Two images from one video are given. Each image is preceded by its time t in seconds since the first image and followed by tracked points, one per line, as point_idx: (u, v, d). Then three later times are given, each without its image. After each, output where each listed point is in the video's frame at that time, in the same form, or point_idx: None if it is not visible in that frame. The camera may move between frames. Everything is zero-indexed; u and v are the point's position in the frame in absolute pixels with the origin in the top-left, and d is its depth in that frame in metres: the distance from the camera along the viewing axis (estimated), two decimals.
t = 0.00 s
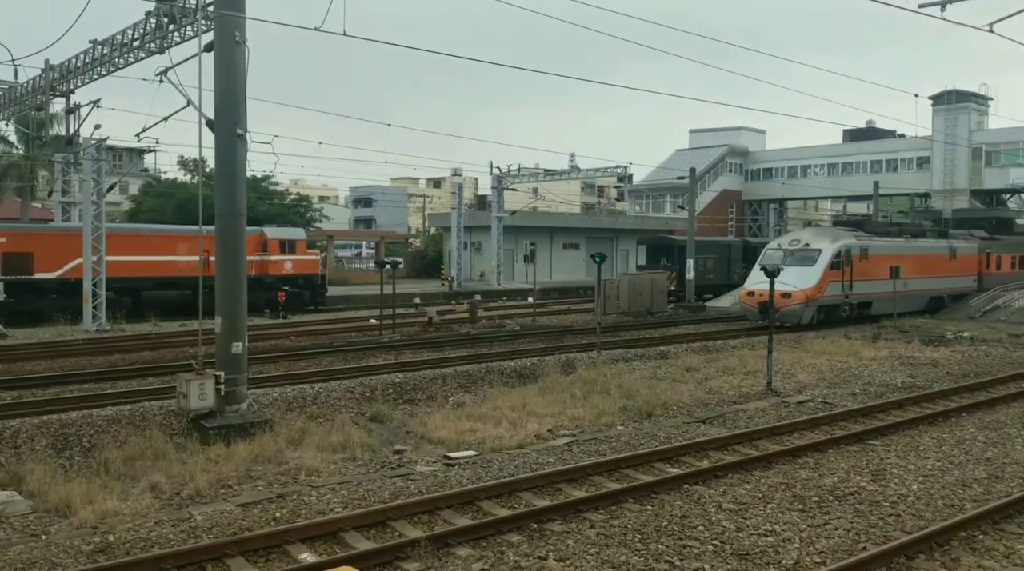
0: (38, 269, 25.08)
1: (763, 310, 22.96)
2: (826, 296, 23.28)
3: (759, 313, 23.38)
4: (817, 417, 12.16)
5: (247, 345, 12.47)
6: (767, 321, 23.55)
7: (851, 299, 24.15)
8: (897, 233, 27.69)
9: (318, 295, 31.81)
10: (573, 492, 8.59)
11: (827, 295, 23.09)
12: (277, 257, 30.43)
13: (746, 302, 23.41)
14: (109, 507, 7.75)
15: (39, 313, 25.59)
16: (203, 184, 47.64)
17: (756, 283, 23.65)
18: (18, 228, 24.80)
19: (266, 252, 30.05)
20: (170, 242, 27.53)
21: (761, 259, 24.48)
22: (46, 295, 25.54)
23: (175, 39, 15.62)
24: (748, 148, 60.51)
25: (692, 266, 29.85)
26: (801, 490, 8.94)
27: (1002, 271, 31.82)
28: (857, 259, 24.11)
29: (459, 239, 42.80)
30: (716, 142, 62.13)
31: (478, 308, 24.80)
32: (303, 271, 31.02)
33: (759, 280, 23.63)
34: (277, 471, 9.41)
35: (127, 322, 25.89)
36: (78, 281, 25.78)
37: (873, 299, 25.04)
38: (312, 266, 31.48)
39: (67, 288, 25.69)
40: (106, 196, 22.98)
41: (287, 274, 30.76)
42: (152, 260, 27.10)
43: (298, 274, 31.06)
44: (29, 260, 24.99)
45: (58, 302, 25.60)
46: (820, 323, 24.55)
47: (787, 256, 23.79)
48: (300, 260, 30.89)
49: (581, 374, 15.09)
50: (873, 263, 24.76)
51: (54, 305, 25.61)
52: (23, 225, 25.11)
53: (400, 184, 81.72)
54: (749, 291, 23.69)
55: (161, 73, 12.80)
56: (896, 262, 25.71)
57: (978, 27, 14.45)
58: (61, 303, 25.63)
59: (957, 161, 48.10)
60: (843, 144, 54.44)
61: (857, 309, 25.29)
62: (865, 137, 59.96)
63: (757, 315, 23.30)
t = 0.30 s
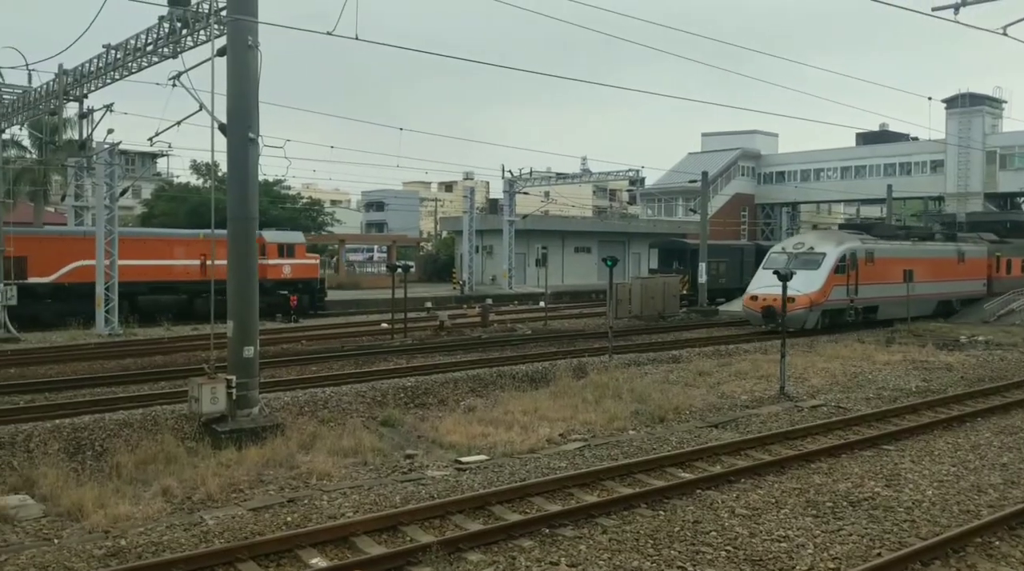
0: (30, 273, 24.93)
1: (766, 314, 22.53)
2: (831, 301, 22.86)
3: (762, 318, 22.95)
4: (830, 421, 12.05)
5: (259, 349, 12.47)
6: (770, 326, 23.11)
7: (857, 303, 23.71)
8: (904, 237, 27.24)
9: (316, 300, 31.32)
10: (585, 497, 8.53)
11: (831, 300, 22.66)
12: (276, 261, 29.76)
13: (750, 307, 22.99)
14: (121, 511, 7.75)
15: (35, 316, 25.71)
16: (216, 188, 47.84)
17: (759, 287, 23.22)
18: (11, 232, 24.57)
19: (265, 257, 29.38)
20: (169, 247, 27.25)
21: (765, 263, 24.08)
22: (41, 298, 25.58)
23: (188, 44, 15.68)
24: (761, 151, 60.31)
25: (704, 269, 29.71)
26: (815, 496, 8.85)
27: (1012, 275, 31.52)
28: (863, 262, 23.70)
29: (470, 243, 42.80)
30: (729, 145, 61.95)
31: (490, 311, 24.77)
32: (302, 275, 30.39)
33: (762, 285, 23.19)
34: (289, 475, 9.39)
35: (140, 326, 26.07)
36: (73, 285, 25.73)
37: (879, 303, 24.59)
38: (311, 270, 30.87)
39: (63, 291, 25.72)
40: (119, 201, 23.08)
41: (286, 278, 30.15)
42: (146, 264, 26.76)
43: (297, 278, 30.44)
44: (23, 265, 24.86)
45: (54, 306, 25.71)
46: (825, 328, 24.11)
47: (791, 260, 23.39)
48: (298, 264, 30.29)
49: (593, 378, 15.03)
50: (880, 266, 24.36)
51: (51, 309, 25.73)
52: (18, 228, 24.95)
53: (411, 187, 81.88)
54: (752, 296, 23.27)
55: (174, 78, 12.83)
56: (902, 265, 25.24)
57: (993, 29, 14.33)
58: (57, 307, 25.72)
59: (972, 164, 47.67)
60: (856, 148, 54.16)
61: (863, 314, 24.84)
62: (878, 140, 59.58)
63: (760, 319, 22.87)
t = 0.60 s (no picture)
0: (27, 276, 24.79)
1: (772, 317, 22.10)
2: (839, 303, 22.45)
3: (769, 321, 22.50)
4: (847, 424, 11.93)
5: (273, 351, 12.50)
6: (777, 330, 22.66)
7: (865, 306, 23.29)
8: (914, 236, 26.60)
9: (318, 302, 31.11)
10: (599, 500, 8.49)
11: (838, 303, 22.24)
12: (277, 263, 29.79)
13: (755, 309, 22.56)
14: (136, 513, 7.77)
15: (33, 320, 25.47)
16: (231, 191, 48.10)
17: (765, 290, 22.77)
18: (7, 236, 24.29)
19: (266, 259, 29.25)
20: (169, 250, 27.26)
21: (771, 265, 23.62)
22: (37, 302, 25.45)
23: (202, 47, 15.77)
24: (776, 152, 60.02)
25: (719, 272, 29.54)
26: (831, 499, 8.75)
27: None
28: (871, 264, 23.29)
29: (484, 244, 42.79)
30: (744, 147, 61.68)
31: (504, 314, 24.74)
32: (303, 277, 30.25)
33: (768, 287, 22.73)
34: (303, 477, 9.40)
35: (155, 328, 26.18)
36: (71, 288, 25.59)
37: (888, 306, 24.16)
38: (313, 272, 30.71)
39: (61, 294, 25.63)
40: (134, 204, 23.20)
41: (287, 280, 30.11)
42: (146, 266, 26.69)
43: (298, 281, 30.29)
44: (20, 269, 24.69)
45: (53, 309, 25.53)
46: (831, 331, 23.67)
47: (798, 262, 22.95)
48: (300, 266, 30.13)
49: (607, 380, 14.96)
50: (888, 268, 23.96)
51: (49, 312, 25.51)
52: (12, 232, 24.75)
53: (425, 190, 82.02)
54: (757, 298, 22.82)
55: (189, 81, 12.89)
56: (912, 267, 24.82)
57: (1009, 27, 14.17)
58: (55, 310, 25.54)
59: (989, 164, 47.27)
60: (872, 149, 53.80)
61: (872, 317, 24.42)
62: (895, 140, 59.15)
63: (767, 322, 22.42)
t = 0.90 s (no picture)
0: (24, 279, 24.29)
1: (778, 319, 21.53)
2: (846, 305, 21.86)
3: (775, 323, 21.92)
4: (865, 426, 11.80)
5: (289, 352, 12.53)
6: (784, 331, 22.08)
7: (874, 307, 22.67)
8: (924, 237, 25.96)
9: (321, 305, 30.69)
10: (615, 501, 8.43)
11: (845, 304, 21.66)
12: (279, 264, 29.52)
13: (761, 311, 22.01)
14: (153, 513, 7.81)
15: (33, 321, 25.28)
16: (247, 192, 48.33)
17: (771, 291, 22.22)
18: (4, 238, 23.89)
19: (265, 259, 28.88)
20: (170, 249, 27.03)
21: (777, 266, 23.06)
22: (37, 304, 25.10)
23: (218, 48, 15.84)
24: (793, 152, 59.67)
25: (736, 273, 29.36)
26: (849, 501, 8.66)
27: None
28: (880, 265, 22.66)
29: (499, 246, 42.77)
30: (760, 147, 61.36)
31: (519, 315, 24.71)
32: (305, 278, 29.86)
33: (774, 288, 22.18)
34: (319, 478, 9.41)
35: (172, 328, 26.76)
36: (69, 289, 25.43)
37: (899, 307, 23.58)
38: (315, 274, 30.26)
39: (58, 295, 25.40)
40: (151, 205, 23.35)
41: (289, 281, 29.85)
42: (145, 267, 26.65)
43: (301, 282, 29.91)
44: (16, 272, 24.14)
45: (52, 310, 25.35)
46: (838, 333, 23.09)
47: (804, 262, 22.38)
48: (301, 268, 29.72)
49: (623, 382, 14.89)
50: (898, 269, 23.35)
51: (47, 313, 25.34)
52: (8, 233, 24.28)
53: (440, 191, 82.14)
54: (763, 300, 22.29)
55: (206, 83, 12.94)
56: (923, 267, 24.22)
57: None
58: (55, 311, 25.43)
59: (1009, 163, 46.80)
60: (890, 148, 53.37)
61: (882, 318, 23.84)
62: (913, 140, 58.67)
63: (773, 324, 21.85)
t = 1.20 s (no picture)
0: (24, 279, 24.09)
1: (784, 321, 20.98)
2: (853, 307, 21.27)
3: (781, 325, 21.35)
4: (883, 428, 11.67)
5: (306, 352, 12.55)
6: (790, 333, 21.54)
7: (882, 309, 22.07)
8: (934, 236, 25.36)
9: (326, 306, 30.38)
10: (632, 503, 8.37)
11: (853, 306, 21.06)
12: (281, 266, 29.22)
13: (766, 313, 21.48)
14: (170, 513, 7.83)
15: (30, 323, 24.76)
16: (263, 194, 48.56)
17: (777, 292, 21.67)
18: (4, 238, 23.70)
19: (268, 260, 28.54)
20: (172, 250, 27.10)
21: (783, 266, 22.49)
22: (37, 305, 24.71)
23: (234, 50, 15.91)
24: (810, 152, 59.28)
25: (753, 273, 29.17)
26: (867, 504, 8.55)
27: None
28: (889, 265, 22.04)
29: (515, 246, 42.73)
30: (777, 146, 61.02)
31: (534, 316, 24.67)
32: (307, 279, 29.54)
33: (780, 290, 21.63)
34: (336, 479, 9.40)
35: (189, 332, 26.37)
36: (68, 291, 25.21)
37: (908, 309, 22.96)
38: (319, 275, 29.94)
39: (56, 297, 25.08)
40: (167, 206, 23.49)
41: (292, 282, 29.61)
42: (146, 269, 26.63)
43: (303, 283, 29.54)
44: (16, 271, 24.04)
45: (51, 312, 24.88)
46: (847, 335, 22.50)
47: (811, 262, 21.79)
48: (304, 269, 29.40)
49: (640, 383, 14.81)
50: (908, 269, 22.72)
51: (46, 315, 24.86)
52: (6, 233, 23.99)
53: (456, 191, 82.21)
54: (769, 301, 21.79)
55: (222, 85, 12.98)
56: (933, 268, 23.58)
57: None
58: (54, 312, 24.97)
59: None
60: (908, 148, 52.92)
61: (890, 320, 23.22)
62: (932, 139, 58.16)
63: (778, 326, 21.30)
